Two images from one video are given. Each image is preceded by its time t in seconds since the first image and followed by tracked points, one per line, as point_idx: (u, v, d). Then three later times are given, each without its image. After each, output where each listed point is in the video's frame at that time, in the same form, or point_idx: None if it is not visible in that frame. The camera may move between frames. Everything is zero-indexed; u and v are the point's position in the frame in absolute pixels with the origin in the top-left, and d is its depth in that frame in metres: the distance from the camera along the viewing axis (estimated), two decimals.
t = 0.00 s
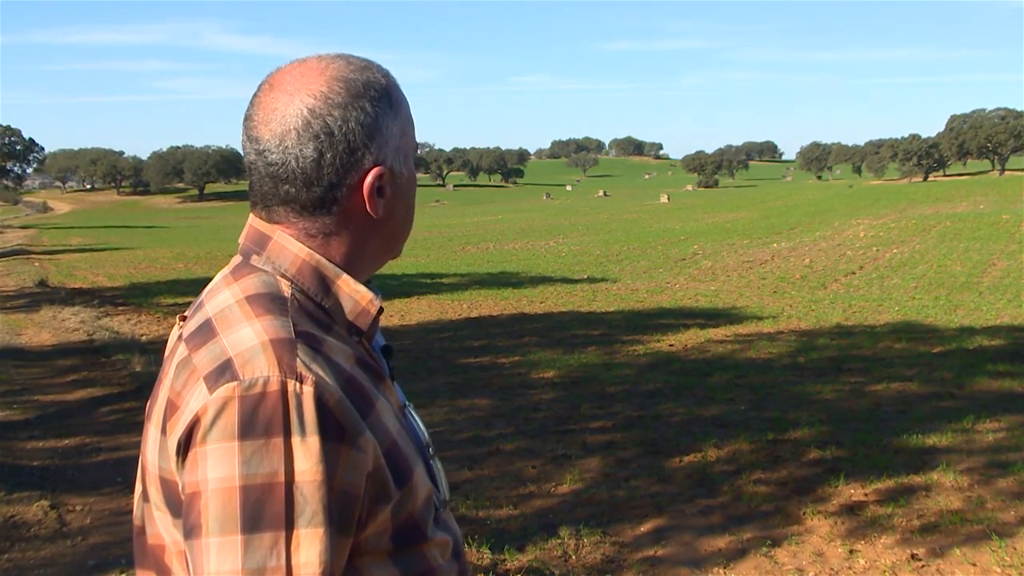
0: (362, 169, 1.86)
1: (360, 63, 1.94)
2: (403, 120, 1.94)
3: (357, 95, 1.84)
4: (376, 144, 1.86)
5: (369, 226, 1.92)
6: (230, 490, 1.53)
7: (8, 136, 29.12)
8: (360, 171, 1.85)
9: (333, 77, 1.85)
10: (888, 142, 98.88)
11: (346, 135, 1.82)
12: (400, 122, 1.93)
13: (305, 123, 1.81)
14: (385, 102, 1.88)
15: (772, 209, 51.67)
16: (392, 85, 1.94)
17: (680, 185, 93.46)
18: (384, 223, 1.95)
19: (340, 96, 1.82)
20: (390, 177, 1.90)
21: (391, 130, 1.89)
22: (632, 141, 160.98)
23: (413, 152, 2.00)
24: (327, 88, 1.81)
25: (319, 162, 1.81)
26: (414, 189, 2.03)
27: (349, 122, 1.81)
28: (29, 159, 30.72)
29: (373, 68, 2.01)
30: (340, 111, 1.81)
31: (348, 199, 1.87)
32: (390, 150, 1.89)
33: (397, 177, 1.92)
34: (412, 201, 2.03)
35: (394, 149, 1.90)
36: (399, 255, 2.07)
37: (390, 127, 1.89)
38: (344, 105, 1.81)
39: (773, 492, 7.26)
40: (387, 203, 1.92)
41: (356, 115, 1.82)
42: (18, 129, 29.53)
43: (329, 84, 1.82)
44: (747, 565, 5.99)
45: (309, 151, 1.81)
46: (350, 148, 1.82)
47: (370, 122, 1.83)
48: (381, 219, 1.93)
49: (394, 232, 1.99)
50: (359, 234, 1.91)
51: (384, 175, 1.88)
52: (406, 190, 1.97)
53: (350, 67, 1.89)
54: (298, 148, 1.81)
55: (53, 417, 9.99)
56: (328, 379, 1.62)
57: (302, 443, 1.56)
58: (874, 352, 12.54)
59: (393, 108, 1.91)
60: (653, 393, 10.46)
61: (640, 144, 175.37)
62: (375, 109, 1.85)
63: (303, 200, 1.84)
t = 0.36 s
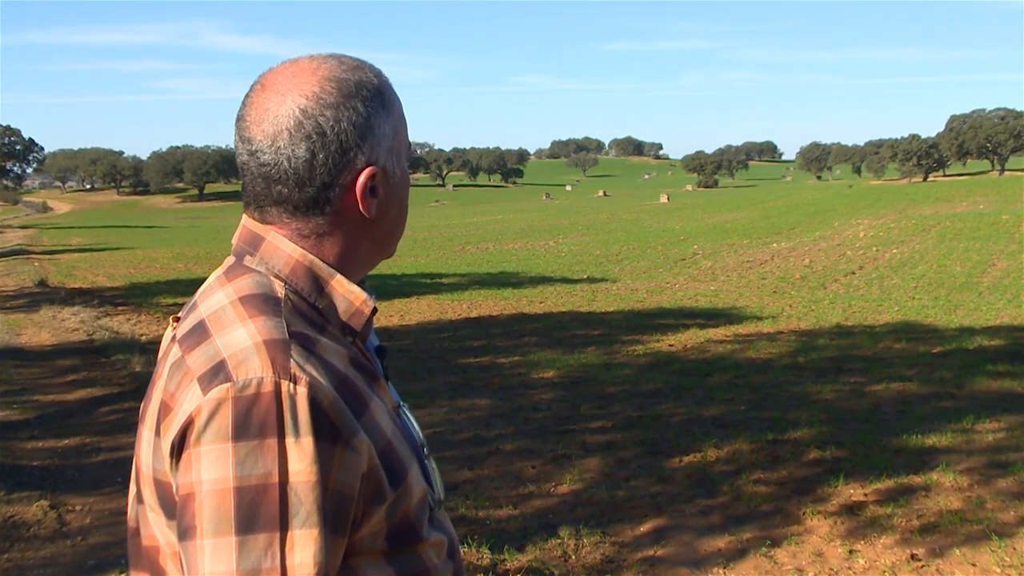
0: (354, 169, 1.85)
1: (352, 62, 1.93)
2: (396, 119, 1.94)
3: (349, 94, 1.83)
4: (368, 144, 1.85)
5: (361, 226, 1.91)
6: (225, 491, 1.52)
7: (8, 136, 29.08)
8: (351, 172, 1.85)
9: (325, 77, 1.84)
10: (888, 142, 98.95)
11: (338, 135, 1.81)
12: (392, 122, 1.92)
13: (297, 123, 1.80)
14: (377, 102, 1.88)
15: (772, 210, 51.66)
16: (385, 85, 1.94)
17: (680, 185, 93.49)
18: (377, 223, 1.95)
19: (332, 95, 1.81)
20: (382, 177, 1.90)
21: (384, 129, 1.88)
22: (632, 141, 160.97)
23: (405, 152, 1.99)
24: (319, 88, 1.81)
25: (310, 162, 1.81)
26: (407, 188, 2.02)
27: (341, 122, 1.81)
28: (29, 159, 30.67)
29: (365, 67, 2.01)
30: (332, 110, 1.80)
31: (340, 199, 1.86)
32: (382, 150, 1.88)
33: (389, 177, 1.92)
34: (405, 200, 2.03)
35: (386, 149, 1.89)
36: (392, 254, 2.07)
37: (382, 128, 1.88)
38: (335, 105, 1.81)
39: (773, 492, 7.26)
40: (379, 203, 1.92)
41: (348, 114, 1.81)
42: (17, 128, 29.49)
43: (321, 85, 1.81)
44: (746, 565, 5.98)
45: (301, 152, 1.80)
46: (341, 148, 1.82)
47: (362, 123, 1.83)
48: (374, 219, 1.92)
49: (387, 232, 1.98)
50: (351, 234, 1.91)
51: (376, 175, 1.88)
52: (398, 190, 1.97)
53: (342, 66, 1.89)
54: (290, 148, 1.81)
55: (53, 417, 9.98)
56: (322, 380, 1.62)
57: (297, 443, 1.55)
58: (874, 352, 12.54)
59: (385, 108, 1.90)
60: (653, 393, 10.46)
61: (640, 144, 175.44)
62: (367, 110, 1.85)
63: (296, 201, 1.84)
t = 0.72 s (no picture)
0: (354, 169, 1.85)
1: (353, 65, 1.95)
2: (395, 119, 1.94)
3: (350, 94, 1.84)
4: (369, 144, 1.85)
5: (360, 227, 1.92)
6: (224, 491, 1.52)
7: (8, 136, 29.07)
8: (352, 172, 1.85)
9: (325, 77, 1.84)
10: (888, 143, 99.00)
11: (337, 136, 1.81)
12: (393, 124, 1.93)
13: (299, 123, 1.80)
14: (377, 103, 1.88)
15: (773, 210, 51.66)
16: (386, 88, 1.94)
17: (680, 185, 93.56)
18: (380, 223, 1.95)
19: (332, 95, 1.81)
20: (382, 177, 1.90)
21: (384, 131, 1.88)
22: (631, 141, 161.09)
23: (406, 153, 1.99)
24: (319, 89, 1.81)
25: (311, 162, 1.81)
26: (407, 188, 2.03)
27: (343, 122, 1.81)
28: (29, 159, 30.67)
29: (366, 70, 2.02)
30: (333, 111, 1.80)
31: (341, 200, 1.86)
32: (383, 150, 1.89)
33: (388, 178, 1.92)
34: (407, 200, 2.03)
35: (387, 149, 1.90)
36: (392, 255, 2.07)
37: (382, 128, 1.88)
38: (338, 106, 1.81)
39: (773, 492, 7.25)
40: (379, 204, 1.92)
41: (348, 114, 1.81)
42: (17, 129, 29.48)
43: (321, 85, 1.82)
44: (747, 565, 5.98)
45: (300, 152, 1.80)
46: (341, 148, 1.82)
47: (363, 123, 1.83)
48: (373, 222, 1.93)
49: (387, 232, 1.98)
50: (353, 236, 1.91)
51: (376, 177, 1.88)
52: (398, 191, 1.97)
53: (343, 67, 1.90)
54: (290, 148, 1.81)
55: (53, 417, 9.98)
56: (323, 380, 1.62)
57: (298, 443, 1.55)
58: (874, 352, 12.56)
59: (387, 108, 1.90)
60: (653, 393, 10.46)
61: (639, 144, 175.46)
62: (369, 110, 1.85)
63: (296, 201, 1.84)
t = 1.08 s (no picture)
0: (341, 163, 1.83)
1: (349, 60, 1.95)
2: (388, 113, 1.91)
3: (335, 88, 1.83)
4: (355, 136, 1.83)
5: (354, 225, 1.90)
6: (218, 491, 1.52)
7: (8, 136, 29.05)
8: (339, 166, 1.83)
9: (310, 72, 1.84)
10: (888, 142, 99.05)
11: (320, 130, 1.80)
12: (386, 117, 1.90)
13: (281, 118, 1.80)
14: (367, 97, 1.86)
15: (773, 210, 51.65)
16: (379, 80, 1.92)
17: (680, 186, 93.58)
18: (375, 220, 1.92)
19: (315, 88, 1.81)
20: (373, 170, 1.87)
21: (373, 123, 1.86)
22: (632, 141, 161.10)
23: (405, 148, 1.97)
24: (302, 83, 1.81)
25: (296, 156, 1.81)
26: (409, 182, 2.00)
27: (326, 114, 1.80)
28: (29, 159, 30.67)
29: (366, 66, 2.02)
30: (314, 104, 1.80)
31: (329, 195, 1.84)
32: (373, 143, 1.86)
33: (381, 172, 1.89)
34: (408, 196, 2.00)
35: (379, 140, 1.87)
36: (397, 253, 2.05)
37: (371, 122, 1.85)
38: (321, 98, 1.80)
39: (772, 492, 7.25)
40: (373, 199, 1.90)
41: (331, 108, 1.80)
42: (17, 128, 29.42)
43: (305, 79, 1.81)
44: (746, 565, 5.98)
45: (285, 147, 1.81)
46: (325, 142, 1.81)
47: (347, 115, 1.82)
48: (367, 218, 1.91)
49: (386, 230, 1.95)
50: (351, 234, 1.90)
51: (366, 171, 1.86)
52: (395, 186, 1.94)
53: (335, 62, 1.89)
54: (275, 143, 1.81)
55: (53, 417, 9.98)
56: (318, 380, 1.61)
57: (292, 443, 1.55)
58: (874, 352, 12.56)
59: (377, 100, 1.88)
60: (653, 393, 10.46)
61: (639, 145, 175.66)
62: (354, 102, 1.83)
63: (284, 198, 1.84)
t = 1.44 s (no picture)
0: (337, 166, 1.84)
1: (355, 59, 1.94)
2: (389, 113, 1.89)
3: (331, 88, 1.82)
4: (351, 137, 1.83)
5: (353, 227, 1.90)
6: (201, 496, 1.53)
7: (8, 135, 29.04)
8: (336, 168, 1.83)
9: (307, 75, 1.85)
10: (888, 142, 99.10)
11: (314, 133, 1.81)
12: (388, 118, 1.89)
13: (277, 121, 1.82)
14: (364, 97, 1.85)
15: (773, 210, 51.64)
16: (381, 80, 1.91)
17: (680, 185, 93.61)
18: (376, 222, 1.92)
19: (310, 90, 1.81)
20: (371, 171, 1.86)
21: (370, 124, 1.85)
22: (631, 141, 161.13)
23: (411, 148, 1.95)
24: (297, 87, 1.82)
25: (291, 160, 1.82)
26: (415, 182, 1.98)
27: (320, 117, 1.80)
28: (29, 159, 30.64)
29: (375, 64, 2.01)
30: (307, 107, 1.80)
31: (327, 198, 1.85)
32: (372, 143, 1.85)
33: (381, 173, 1.88)
34: (415, 196, 1.99)
35: (378, 140, 1.86)
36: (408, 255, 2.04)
37: (367, 122, 1.84)
38: (315, 101, 1.80)
39: (772, 492, 7.26)
40: (373, 201, 1.89)
41: (324, 110, 1.80)
42: (17, 129, 29.38)
43: (300, 83, 1.83)
44: (746, 565, 5.98)
45: (280, 151, 1.82)
46: (319, 144, 1.81)
47: (342, 116, 1.81)
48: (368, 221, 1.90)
49: (390, 232, 1.94)
50: (351, 237, 1.90)
51: (364, 172, 1.86)
52: (397, 187, 1.93)
53: (337, 63, 1.90)
54: (271, 148, 1.83)
55: (53, 417, 9.99)
56: (309, 384, 1.61)
57: (275, 448, 1.55)
58: (874, 352, 12.57)
59: (377, 100, 1.87)
60: (653, 393, 10.46)
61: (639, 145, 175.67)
62: (351, 103, 1.83)
63: (281, 202, 1.86)
